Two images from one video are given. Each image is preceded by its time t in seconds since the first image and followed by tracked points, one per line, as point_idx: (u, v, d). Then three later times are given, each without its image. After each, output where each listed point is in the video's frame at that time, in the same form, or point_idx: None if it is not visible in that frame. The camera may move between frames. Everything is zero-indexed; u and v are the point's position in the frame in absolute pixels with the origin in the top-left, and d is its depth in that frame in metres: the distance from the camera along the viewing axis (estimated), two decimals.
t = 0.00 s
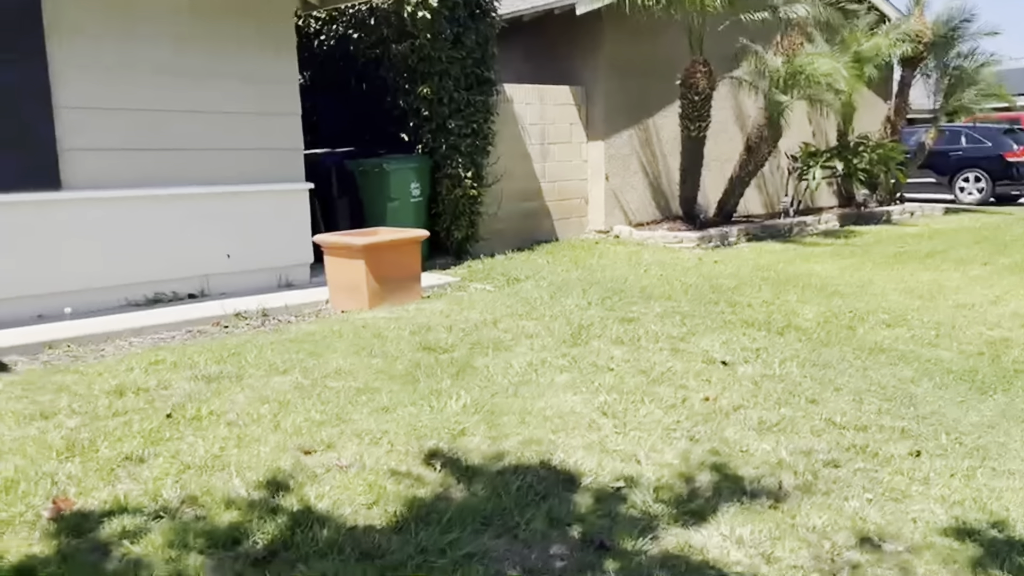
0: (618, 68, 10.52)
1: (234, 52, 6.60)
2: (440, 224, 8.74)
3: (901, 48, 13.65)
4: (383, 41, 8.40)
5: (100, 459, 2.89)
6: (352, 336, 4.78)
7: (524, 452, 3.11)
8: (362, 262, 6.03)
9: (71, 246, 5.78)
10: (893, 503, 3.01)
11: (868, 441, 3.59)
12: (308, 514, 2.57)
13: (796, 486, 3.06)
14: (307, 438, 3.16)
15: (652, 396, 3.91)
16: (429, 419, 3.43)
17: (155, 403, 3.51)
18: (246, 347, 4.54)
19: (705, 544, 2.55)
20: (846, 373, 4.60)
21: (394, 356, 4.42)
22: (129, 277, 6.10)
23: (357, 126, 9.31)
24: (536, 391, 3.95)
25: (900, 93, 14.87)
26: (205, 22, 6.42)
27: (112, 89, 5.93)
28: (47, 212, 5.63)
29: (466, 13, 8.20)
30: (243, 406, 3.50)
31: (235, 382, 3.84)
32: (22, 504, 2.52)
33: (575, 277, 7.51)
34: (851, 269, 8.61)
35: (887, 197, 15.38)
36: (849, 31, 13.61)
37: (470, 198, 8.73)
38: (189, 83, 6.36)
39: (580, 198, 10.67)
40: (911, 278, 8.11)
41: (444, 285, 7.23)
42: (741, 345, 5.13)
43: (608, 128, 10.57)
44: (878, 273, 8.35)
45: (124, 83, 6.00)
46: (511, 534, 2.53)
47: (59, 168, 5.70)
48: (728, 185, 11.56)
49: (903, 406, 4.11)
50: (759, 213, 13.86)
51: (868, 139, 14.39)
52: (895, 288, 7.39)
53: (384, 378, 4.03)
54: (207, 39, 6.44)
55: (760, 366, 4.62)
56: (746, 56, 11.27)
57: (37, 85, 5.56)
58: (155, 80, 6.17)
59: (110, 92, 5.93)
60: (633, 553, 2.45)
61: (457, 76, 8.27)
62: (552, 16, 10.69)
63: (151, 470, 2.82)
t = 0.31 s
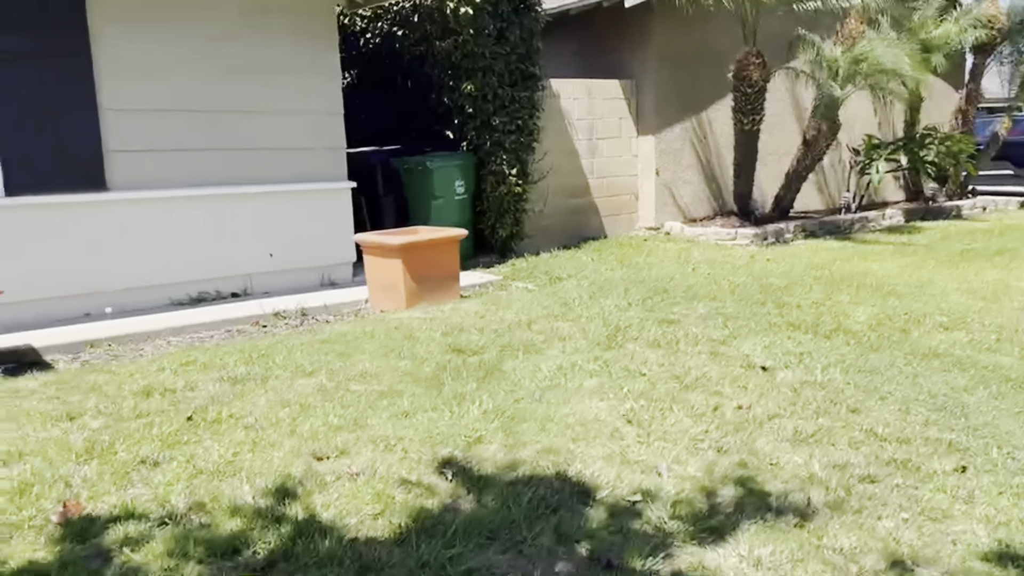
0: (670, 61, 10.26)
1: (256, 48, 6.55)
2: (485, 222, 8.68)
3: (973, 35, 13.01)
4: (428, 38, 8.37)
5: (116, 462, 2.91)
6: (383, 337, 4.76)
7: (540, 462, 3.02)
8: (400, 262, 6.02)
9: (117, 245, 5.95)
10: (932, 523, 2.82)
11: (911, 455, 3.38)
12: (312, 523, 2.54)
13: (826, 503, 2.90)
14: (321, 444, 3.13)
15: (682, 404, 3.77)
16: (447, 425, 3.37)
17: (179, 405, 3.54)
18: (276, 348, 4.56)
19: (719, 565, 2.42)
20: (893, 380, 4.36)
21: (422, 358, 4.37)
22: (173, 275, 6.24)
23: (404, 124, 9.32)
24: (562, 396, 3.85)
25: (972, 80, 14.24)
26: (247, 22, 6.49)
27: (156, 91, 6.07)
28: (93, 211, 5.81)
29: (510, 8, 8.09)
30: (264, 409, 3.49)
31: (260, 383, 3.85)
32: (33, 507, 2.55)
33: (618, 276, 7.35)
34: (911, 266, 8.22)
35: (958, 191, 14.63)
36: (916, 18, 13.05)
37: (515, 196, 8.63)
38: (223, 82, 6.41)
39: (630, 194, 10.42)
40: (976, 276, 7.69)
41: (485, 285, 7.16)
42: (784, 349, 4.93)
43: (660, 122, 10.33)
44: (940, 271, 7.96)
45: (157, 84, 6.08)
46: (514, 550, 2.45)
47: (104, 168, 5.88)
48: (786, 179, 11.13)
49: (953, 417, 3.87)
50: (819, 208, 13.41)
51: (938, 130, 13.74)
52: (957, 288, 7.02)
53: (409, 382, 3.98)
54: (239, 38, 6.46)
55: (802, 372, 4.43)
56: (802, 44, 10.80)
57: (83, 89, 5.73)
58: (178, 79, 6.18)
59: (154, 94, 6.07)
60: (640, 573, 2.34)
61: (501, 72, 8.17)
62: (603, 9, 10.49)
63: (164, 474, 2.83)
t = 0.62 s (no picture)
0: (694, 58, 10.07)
1: (263, 50, 6.51)
2: (503, 222, 8.60)
3: (1010, 31, 12.64)
4: (445, 36, 8.31)
5: (100, 465, 2.88)
6: (387, 340, 4.70)
7: (530, 471, 2.93)
8: (410, 262, 5.97)
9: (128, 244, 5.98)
10: (939, 543, 2.68)
11: (922, 469, 3.23)
12: (290, 532, 2.48)
13: (827, 519, 2.77)
14: (309, 449, 3.08)
15: (686, 412, 3.66)
16: (440, 430, 3.29)
17: (171, 406, 3.51)
18: (277, 349, 4.52)
19: None
20: (911, 389, 4.20)
21: (424, 361, 4.30)
22: (184, 274, 6.26)
23: (424, 123, 9.27)
24: (562, 403, 3.76)
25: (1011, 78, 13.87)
26: (260, 20, 6.47)
27: (168, 89, 6.08)
28: (104, 210, 5.84)
29: (528, 5, 8.01)
30: (257, 413, 3.45)
31: (257, 386, 3.81)
32: (11, 511, 2.53)
33: (635, 278, 7.22)
34: (940, 269, 7.98)
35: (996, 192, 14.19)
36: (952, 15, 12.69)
37: (533, 195, 8.53)
38: (228, 83, 6.36)
39: (652, 194, 10.23)
40: (1007, 279, 7.42)
41: (499, 286, 7.08)
42: (798, 355, 4.77)
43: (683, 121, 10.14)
44: (970, 274, 7.70)
45: (160, 84, 6.05)
46: (492, 564, 2.36)
47: (113, 169, 5.89)
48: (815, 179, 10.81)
49: (971, 429, 3.71)
50: (849, 209, 13.11)
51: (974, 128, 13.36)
52: (986, 292, 6.78)
53: (407, 385, 3.91)
54: (246, 39, 6.41)
55: (815, 380, 4.28)
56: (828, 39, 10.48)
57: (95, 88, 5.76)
58: (181, 79, 6.13)
59: (166, 93, 6.08)
60: None
61: (518, 70, 8.08)
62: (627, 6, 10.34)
63: (147, 477, 2.80)
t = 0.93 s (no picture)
0: (689, 66, 9.95)
1: (251, 54, 6.44)
2: (491, 230, 8.49)
3: (1012, 40, 12.50)
4: (435, 42, 8.23)
5: (38, 484, 2.80)
6: (357, 352, 4.59)
7: (483, 494, 2.82)
8: (389, 272, 5.88)
9: (105, 250, 5.88)
10: None
11: (895, 496, 3.12)
12: (223, 558, 2.38)
13: (789, 549, 2.66)
14: (258, 468, 2.98)
15: (655, 432, 3.54)
16: (396, 449, 3.19)
17: (124, 421, 3.43)
18: (243, 361, 4.43)
19: None
20: (891, 409, 4.08)
21: (391, 375, 4.20)
22: (162, 282, 6.16)
23: (416, 129, 9.19)
24: (527, 421, 3.65)
25: (1013, 87, 13.73)
26: (242, 24, 6.37)
27: (147, 94, 5.99)
28: (79, 216, 5.74)
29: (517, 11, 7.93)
30: (212, 428, 3.36)
31: (216, 400, 3.71)
32: None
33: (622, 288, 7.11)
34: (933, 282, 7.85)
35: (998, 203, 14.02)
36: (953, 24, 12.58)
37: (522, 203, 8.43)
38: (214, 88, 6.30)
39: (646, 202, 10.13)
40: (1002, 294, 7.27)
41: (483, 296, 6.97)
42: (779, 371, 4.65)
43: (678, 129, 10.01)
44: (963, 287, 7.57)
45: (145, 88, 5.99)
46: None
47: (95, 173, 5.83)
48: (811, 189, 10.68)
49: (951, 452, 3.58)
50: (848, 219, 12.97)
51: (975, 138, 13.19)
52: (979, 307, 6.64)
53: (371, 400, 3.81)
54: (233, 43, 6.35)
55: (793, 398, 4.16)
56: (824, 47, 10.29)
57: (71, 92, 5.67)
58: (166, 84, 6.07)
59: (145, 98, 5.99)
60: None
61: (507, 77, 7.99)
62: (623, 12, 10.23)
63: (86, 497, 2.72)
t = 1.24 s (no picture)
0: (678, 74, 9.85)
1: (231, 64, 6.41)
2: (476, 240, 8.40)
3: (1004, 47, 12.42)
4: (417, 50, 8.16)
5: None
6: (324, 369, 4.50)
7: (435, 520, 2.73)
8: (363, 284, 5.78)
9: (75, 262, 5.80)
10: None
11: (864, 520, 3.02)
12: None
13: None
14: (204, 492, 2.88)
15: (620, 452, 3.44)
16: (349, 471, 3.09)
17: (73, 442, 3.33)
18: (206, 377, 4.33)
19: None
20: (868, 426, 3.98)
21: (356, 393, 4.10)
22: (134, 295, 6.08)
23: (402, 139, 9.14)
24: (491, 440, 3.55)
25: (1006, 95, 13.64)
26: (217, 34, 6.32)
27: (119, 104, 5.93)
28: (53, 227, 5.67)
29: (498, 18, 7.86)
30: (162, 449, 3.26)
31: (171, 420, 3.62)
32: None
33: (604, 300, 7.01)
34: (921, 293, 7.75)
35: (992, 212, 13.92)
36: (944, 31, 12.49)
37: (506, 213, 8.34)
38: (193, 98, 6.26)
39: (634, 212, 10.04)
40: (990, 305, 7.18)
41: (463, 308, 6.87)
42: (756, 387, 4.55)
43: (667, 137, 9.91)
44: (951, 298, 7.48)
45: (122, 98, 5.94)
46: None
47: (69, 182, 5.77)
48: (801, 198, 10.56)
49: (925, 471, 3.48)
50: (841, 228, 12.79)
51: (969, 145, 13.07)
52: (966, 318, 6.55)
53: (331, 419, 3.71)
54: (213, 53, 6.32)
55: (767, 415, 4.05)
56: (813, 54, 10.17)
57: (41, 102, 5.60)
58: (144, 93, 6.03)
59: (117, 107, 5.92)
60: None
61: (490, 85, 7.90)
62: (611, 20, 10.14)
63: (19, 524, 2.64)
